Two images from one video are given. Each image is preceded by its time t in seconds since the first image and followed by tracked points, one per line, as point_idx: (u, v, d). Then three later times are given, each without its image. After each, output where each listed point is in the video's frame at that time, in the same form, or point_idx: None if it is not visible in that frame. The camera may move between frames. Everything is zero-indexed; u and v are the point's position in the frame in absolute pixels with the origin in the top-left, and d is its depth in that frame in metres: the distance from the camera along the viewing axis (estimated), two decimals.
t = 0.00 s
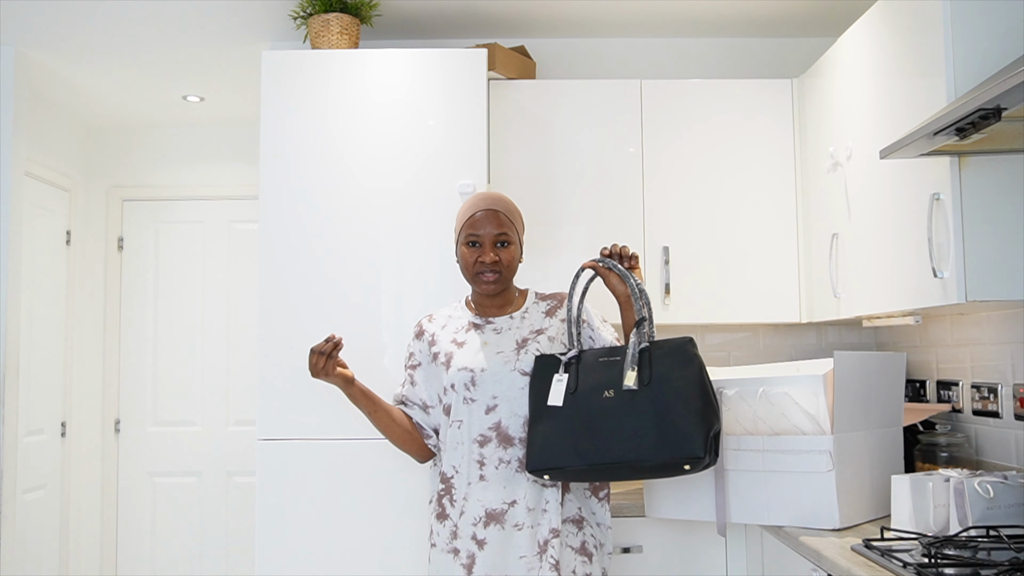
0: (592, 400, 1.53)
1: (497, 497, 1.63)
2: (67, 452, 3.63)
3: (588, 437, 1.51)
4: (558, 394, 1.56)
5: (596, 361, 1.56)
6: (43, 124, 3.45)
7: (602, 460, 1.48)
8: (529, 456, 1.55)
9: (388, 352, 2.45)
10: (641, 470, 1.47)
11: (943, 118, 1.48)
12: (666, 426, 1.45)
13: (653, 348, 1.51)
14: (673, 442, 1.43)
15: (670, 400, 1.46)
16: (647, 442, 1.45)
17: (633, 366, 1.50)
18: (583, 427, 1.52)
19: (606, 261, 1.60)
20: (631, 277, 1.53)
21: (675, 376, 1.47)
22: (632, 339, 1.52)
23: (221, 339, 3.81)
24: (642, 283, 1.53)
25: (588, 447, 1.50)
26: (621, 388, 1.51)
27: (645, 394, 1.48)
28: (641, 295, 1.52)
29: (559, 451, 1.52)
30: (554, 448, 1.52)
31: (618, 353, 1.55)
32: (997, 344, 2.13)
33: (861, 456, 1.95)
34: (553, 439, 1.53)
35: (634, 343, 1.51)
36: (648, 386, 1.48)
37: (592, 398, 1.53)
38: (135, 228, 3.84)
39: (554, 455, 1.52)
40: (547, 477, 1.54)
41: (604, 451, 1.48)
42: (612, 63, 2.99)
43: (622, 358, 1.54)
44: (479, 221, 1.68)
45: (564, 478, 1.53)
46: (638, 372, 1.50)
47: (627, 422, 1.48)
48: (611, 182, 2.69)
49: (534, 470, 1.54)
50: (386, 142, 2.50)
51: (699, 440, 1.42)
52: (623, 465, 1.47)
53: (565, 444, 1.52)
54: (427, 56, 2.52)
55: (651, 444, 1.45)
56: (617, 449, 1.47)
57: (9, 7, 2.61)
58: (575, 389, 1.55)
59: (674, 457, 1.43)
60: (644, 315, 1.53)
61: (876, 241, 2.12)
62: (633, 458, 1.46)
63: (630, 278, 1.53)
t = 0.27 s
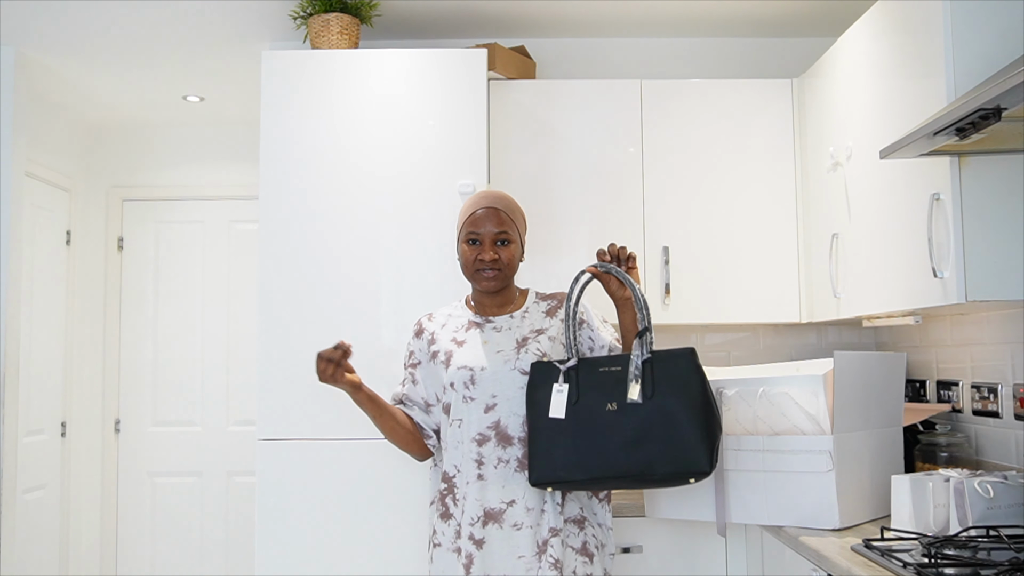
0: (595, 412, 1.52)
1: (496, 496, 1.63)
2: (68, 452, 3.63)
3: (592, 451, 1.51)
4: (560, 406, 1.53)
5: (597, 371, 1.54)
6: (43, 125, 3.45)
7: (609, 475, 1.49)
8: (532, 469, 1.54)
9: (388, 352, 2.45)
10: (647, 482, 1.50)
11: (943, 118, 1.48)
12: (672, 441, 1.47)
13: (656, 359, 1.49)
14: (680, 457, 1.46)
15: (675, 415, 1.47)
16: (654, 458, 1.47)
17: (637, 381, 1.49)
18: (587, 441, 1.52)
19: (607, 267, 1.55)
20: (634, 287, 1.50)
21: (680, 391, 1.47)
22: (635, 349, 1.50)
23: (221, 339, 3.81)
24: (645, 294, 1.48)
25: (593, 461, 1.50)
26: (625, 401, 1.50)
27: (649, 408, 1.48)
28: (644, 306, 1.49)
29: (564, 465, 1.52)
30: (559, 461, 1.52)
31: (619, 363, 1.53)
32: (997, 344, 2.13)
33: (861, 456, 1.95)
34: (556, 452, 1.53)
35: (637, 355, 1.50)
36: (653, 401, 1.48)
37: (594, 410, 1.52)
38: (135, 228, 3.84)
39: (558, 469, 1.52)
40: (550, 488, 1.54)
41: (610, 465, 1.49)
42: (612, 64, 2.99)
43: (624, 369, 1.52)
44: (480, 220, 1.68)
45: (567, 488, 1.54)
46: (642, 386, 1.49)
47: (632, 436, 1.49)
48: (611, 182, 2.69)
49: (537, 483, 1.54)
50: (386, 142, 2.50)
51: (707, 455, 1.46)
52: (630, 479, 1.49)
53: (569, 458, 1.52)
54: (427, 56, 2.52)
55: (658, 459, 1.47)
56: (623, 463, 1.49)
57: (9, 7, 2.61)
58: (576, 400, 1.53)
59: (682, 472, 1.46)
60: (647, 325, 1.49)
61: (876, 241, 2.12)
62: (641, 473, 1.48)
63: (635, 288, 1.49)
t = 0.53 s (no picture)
0: (595, 417, 1.47)
1: (498, 498, 1.63)
2: (67, 451, 3.63)
3: (592, 456, 1.46)
4: (564, 409, 1.48)
5: (596, 375, 1.49)
6: (43, 125, 3.45)
7: (609, 481, 1.45)
8: (529, 473, 1.47)
9: (388, 352, 2.45)
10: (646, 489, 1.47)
11: (943, 118, 1.48)
12: (674, 447, 1.45)
13: (657, 364, 1.48)
14: (682, 463, 1.45)
15: (678, 422, 1.46)
16: (655, 464, 1.46)
17: (642, 384, 1.47)
18: (587, 444, 1.47)
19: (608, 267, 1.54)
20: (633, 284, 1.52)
21: (682, 397, 1.47)
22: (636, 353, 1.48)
23: (221, 339, 3.81)
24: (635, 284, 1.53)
25: (593, 466, 1.46)
26: (627, 406, 1.47)
27: (651, 414, 1.46)
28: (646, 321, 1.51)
29: (564, 470, 1.46)
30: (558, 466, 1.46)
31: (619, 367, 1.49)
32: (997, 344, 2.13)
33: (861, 457, 1.95)
34: (555, 457, 1.47)
35: (642, 360, 1.48)
36: (656, 406, 1.47)
37: (593, 415, 1.47)
38: (135, 228, 3.84)
39: (557, 474, 1.46)
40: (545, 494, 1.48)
41: (611, 471, 1.45)
42: (612, 64, 2.99)
43: (624, 373, 1.49)
44: (480, 218, 1.67)
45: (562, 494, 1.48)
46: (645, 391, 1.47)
47: (634, 442, 1.46)
48: (611, 182, 2.69)
49: (534, 488, 1.46)
50: (386, 141, 2.50)
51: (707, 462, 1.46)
52: (630, 485, 1.46)
53: (569, 462, 1.46)
54: (428, 56, 2.52)
55: (660, 465, 1.46)
56: (624, 469, 1.45)
57: (9, 7, 2.61)
58: (578, 403, 1.48)
59: (683, 479, 1.45)
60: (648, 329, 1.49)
61: (876, 241, 2.12)
62: (642, 479, 1.45)
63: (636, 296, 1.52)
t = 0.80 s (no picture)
0: (568, 440, 1.38)
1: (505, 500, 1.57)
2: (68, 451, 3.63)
3: (564, 481, 1.37)
4: (537, 434, 1.39)
5: (568, 397, 1.40)
6: (43, 125, 3.45)
7: (583, 505, 1.37)
8: (499, 500, 1.38)
9: (388, 351, 2.45)
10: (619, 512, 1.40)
11: (942, 118, 1.48)
12: (648, 467, 1.38)
13: (630, 383, 1.40)
14: (654, 484, 1.38)
15: (651, 441, 1.39)
16: (630, 485, 1.38)
17: (615, 405, 1.39)
18: (559, 469, 1.38)
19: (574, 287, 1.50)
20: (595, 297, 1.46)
21: (655, 414, 1.40)
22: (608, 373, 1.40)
23: (221, 339, 3.81)
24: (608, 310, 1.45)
25: (567, 491, 1.37)
26: (600, 428, 1.39)
27: (625, 434, 1.38)
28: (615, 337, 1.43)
29: (537, 497, 1.37)
30: (531, 492, 1.37)
31: (591, 388, 1.41)
32: (997, 344, 2.13)
33: (861, 456, 1.95)
34: (527, 483, 1.38)
35: (612, 380, 1.39)
36: (629, 426, 1.39)
37: (565, 439, 1.38)
38: (135, 228, 3.84)
39: (529, 500, 1.37)
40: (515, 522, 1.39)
41: (584, 495, 1.37)
42: (612, 64, 2.99)
43: (596, 393, 1.40)
44: (488, 210, 1.62)
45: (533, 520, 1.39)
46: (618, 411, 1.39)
47: (608, 464, 1.38)
48: (611, 182, 2.69)
49: (506, 515, 1.37)
50: (386, 142, 2.50)
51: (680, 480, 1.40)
52: (604, 509, 1.38)
53: (541, 488, 1.38)
54: (428, 56, 2.52)
55: (634, 487, 1.38)
56: (598, 492, 1.37)
57: (9, 7, 2.61)
58: (551, 426, 1.39)
59: (658, 499, 1.39)
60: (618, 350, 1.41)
61: (876, 241, 2.12)
62: (616, 502, 1.38)
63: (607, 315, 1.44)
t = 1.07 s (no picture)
0: (535, 461, 1.28)
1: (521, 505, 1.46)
2: (68, 451, 3.63)
3: (520, 501, 1.27)
4: (510, 446, 1.28)
5: (549, 419, 1.29)
6: (43, 125, 3.45)
7: (533, 532, 1.26)
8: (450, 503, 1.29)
9: (388, 351, 2.44)
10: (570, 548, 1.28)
11: (942, 118, 1.48)
12: (612, 513, 1.26)
13: (616, 420, 1.29)
14: (613, 532, 1.26)
15: (622, 487, 1.27)
16: (589, 525, 1.26)
17: (595, 441, 1.28)
18: (519, 488, 1.27)
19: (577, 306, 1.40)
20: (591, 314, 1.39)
21: (632, 459, 1.28)
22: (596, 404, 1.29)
23: (221, 339, 3.81)
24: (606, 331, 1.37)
25: (521, 512, 1.27)
26: (572, 458, 1.27)
27: (596, 472, 1.27)
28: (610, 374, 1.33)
29: (487, 510, 1.27)
30: (484, 503, 1.28)
31: (575, 415, 1.29)
32: (997, 344, 2.13)
33: (861, 456, 1.95)
34: (481, 494, 1.28)
35: (598, 414, 1.28)
36: (604, 465, 1.27)
37: (534, 457, 1.28)
38: (135, 228, 3.84)
39: (480, 511, 1.28)
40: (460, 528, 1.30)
41: (538, 522, 1.26)
42: (612, 63, 2.99)
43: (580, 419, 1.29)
44: (510, 196, 1.51)
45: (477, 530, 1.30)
46: (599, 446, 1.28)
47: (571, 497, 1.26)
48: (611, 182, 2.69)
49: (451, 518, 1.28)
50: (386, 142, 2.50)
51: (642, 537, 1.26)
52: (552, 540, 1.26)
53: (496, 502, 1.28)
54: (428, 56, 2.52)
55: (593, 529, 1.26)
56: (552, 523, 1.26)
57: (9, 7, 2.61)
58: (523, 441, 1.29)
59: (614, 550, 1.26)
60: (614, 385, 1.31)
61: (876, 241, 2.12)
62: (570, 539, 1.26)
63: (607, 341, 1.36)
